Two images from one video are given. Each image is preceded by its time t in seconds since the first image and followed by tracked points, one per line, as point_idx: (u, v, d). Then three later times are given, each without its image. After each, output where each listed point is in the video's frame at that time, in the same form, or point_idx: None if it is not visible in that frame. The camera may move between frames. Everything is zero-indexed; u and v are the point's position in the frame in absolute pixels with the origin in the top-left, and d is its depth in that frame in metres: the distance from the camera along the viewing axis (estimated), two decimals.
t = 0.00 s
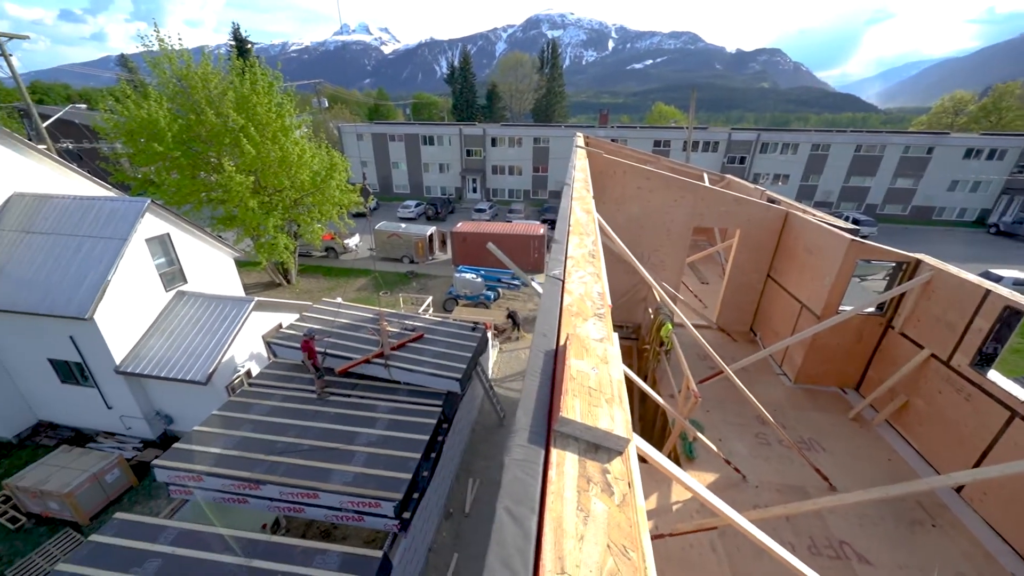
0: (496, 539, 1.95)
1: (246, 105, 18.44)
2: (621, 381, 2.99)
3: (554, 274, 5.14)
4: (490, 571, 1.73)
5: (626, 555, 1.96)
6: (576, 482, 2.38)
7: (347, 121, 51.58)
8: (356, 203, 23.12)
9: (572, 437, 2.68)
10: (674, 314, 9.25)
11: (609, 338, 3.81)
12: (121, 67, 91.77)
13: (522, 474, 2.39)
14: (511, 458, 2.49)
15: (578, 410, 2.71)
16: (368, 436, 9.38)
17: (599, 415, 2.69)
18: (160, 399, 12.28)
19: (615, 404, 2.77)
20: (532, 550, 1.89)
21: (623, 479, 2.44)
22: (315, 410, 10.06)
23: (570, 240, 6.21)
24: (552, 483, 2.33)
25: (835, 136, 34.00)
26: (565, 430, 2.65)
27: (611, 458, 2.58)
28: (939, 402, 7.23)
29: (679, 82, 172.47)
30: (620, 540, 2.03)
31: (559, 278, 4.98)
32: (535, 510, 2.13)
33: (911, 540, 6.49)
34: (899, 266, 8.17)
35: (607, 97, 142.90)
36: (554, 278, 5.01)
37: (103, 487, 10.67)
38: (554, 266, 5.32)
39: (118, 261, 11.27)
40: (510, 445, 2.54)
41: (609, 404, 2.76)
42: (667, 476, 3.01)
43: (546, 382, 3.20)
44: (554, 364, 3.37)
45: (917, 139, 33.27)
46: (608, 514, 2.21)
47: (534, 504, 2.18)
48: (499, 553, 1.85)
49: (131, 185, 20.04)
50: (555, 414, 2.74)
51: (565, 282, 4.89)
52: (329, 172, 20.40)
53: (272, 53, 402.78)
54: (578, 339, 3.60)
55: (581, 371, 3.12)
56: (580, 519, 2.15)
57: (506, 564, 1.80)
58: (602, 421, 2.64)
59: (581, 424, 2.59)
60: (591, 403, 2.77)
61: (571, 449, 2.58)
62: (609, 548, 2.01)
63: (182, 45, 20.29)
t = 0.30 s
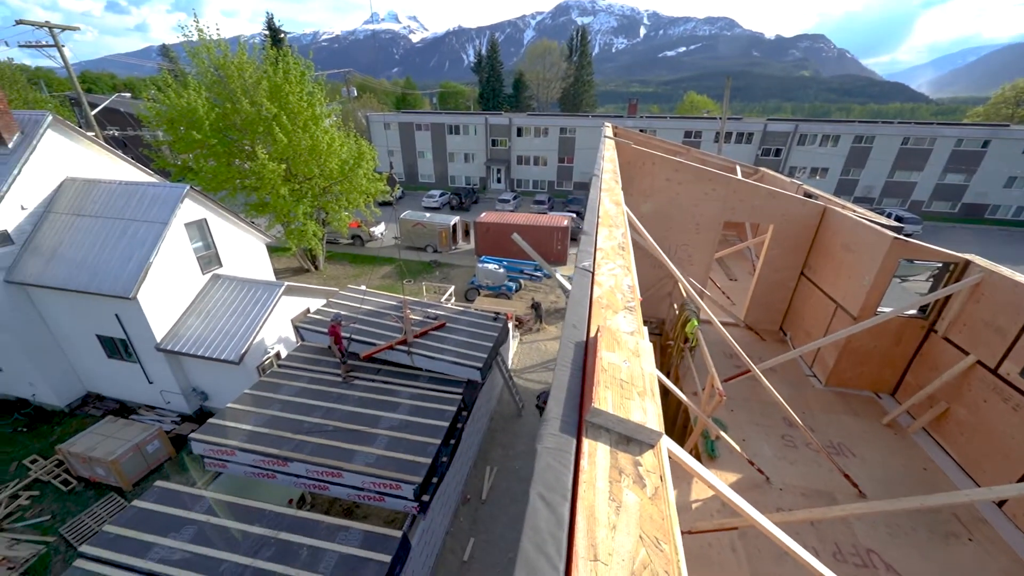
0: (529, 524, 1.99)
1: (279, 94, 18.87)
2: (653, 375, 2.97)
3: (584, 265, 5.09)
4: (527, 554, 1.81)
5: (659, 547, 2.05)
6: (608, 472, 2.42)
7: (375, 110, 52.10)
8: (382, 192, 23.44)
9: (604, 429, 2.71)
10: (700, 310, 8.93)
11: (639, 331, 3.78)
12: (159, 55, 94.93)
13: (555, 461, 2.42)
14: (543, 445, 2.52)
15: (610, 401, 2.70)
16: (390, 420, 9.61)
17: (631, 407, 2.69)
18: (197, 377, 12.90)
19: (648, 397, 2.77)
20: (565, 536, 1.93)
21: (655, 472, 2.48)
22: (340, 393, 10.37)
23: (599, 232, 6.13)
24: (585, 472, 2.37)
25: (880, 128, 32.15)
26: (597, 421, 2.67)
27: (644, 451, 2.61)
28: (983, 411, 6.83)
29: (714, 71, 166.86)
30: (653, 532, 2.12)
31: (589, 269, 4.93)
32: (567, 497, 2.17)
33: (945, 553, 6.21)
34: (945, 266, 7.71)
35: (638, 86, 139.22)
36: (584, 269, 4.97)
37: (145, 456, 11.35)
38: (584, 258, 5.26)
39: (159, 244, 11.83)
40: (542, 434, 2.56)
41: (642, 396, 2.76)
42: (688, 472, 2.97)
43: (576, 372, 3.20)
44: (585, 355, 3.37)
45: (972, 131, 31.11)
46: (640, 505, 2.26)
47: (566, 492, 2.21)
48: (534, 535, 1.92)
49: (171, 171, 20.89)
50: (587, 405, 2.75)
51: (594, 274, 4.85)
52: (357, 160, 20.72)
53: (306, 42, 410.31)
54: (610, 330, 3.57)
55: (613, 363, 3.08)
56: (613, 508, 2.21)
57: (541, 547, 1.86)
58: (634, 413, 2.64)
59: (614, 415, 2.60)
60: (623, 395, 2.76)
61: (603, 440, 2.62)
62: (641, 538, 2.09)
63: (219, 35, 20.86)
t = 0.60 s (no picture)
0: (563, 508, 2.03)
1: (310, 80, 19.16)
2: (687, 369, 2.94)
3: (614, 256, 5.02)
4: (561, 535, 1.86)
5: (692, 537, 2.06)
6: (640, 461, 2.43)
7: (402, 97, 52.31)
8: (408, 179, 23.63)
9: (636, 419, 2.70)
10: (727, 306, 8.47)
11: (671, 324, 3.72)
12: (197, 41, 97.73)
13: (588, 448, 2.44)
14: (575, 432, 2.53)
15: (643, 392, 2.69)
16: (411, 404, 9.82)
17: (664, 399, 2.69)
18: (230, 354, 13.48)
19: (681, 389, 2.76)
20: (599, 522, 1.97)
21: (687, 464, 2.48)
22: (364, 375, 10.65)
23: (630, 223, 6.03)
24: (616, 460, 2.39)
25: (932, 118, 30.14)
26: (630, 411, 2.66)
27: (676, 443, 2.60)
28: None
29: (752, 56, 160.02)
30: (685, 522, 2.13)
31: (620, 260, 4.85)
32: (600, 484, 2.18)
33: (979, 567, 5.93)
34: (999, 268, 7.30)
35: (670, 72, 134.65)
36: (614, 260, 4.90)
37: (183, 427, 11.99)
38: (614, 249, 5.17)
39: (197, 227, 12.34)
40: (574, 420, 2.58)
41: (675, 388, 2.76)
42: (712, 470, 2.92)
43: (608, 363, 3.17)
44: (616, 346, 3.35)
45: None
46: (673, 496, 2.25)
47: (598, 478, 2.22)
48: (568, 518, 1.97)
49: (207, 156, 21.62)
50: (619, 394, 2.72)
51: (625, 264, 4.79)
52: (383, 147, 20.93)
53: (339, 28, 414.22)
54: (642, 322, 3.53)
55: (645, 355, 3.07)
56: (645, 496, 2.22)
57: (575, 529, 1.91)
58: (668, 405, 2.65)
59: (647, 406, 2.60)
60: (657, 386, 2.76)
61: (635, 430, 2.61)
62: (674, 527, 2.11)
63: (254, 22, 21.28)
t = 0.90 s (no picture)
0: (594, 493, 2.05)
1: (339, 65, 19.33)
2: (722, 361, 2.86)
3: (644, 246, 4.90)
4: (594, 519, 1.89)
5: (725, 528, 2.06)
6: (672, 451, 2.41)
7: (428, 82, 52.21)
8: (432, 165, 23.70)
9: (667, 409, 2.68)
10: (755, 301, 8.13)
11: (703, 316, 3.62)
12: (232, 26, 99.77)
13: (619, 435, 2.44)
14: (607, 419, 2.54)
15: (675, 382, 2.63)
16: (431, 388, 10.00)
17: (697, 390, 2.62)
18: (260, 333, 13.99)
19: (715, 382, 2.69)
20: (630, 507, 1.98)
21: (720, 457, 2.47)
22: (386, 358, 10.89)
23: (662, 212, 5.88)
24: (648, 449, 2.38)
25: (990, 107, 28.05)
26: (661, 402, 2.64)
27: (707, 435, 2.59)
28: None
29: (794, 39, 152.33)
30: (717, 513, 2.13)
31: (651, 250, 4.73)
32: (631, 471, 2.18)
33: None
34: None
35: (706, 56, 129.45)
36: (645, 250, 4.76)
37: (216, 399, 12.60)
38: (645, 238, 5.06)
39: (231, 209, 12.79)
40: (606, 408, 2.58)
41: (709, 380, 2.68)
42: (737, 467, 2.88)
43: (640, 353, 3.15)
44: (648, 336, 3.29)
45: None
46: (705, 487, 2.26)
47: (630, 464, 2.23)
48: (599, 501, 2.00)
49: (239, 139, 22.18)
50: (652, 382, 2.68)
51: (657, 254, 4.68)
52: (409, 133, 21.02)
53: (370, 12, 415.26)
54: (675, 313, 3.41)
55: (678, 346, 2.95)
56: (676, 484, 2.22)
57: (606, 513, 1.94)
58: (701, 397, 2.58)
59: (680, 397, 2.55)
60: (690, 377, 2.68)
61: (667, 420, 2.60)
62: (706, 518, 2.11)
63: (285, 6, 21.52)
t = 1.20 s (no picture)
0: (624, 477, 2.12)
1: (366, 49, 19.38)
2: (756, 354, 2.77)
3: (676, 235, 4.80)
4: (624, 503, 1.96)
5: (756, 521, 2.04)
6: (703, 442, 2.40)
7: (454, 67, 51.86)
8: (456, 151, 23.67)
9: (698, 400, 2.65)
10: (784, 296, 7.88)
11: (736, 309, 3.53)
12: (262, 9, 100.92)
13: (650, 424, 2.47)
14: (636, 407, 2.57)
15: (708, 373, 2.58)
16: (450, 372, 10.15)
17: (730, 381, 2.57)
18: (286, 313, 14.41)
19: (748, 374, 2.62)
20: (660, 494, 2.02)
21: (752, 449, 2.43)
22: (406, 341, 11.08)
23: (694, 202, 5.74)
24: (678, 438, 2.38)
25: None
26: (693, 392, 2.62)
27: (740, 428, 2.55)
28: None
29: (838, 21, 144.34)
30: (749, 505, 2.10)
31: (683, 240, 4.64)
32: (662, 458, 2.23)
33: None
34: None
35: (742, 39, 124.11)
36: (677, 239, 4.68)
37: (245, 375, 13.11)
38: (676, 227, 4.95)
39: (261, 191, 13.15)
40: (636, 396, 2.60)
41: (742, 372, 2.62)
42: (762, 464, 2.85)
43: (671, 342, 3.12)
44: (679, 327, 3.26)
45: None
46: (735, 478, 2.24)
47: (660, 453, 2.27)
48: (629, 486, 2.07)
49: (268, 123, 22.61)
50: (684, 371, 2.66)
51: (688, 244, 4.58)
52: (434, 118, 21.02)
53: None
54: (708, 303, 3.32)
55: (711, 337, 2.88)
56: (707, 474, 2.22)
57: (637, 499, 1.99)
58: (734, 389, 2.52)
59: (712, 388, 2.49)
60: (722, 368, 2.62)
61: (698, 411, 2.57)
62: (737, 509, 2.10)
63: None
